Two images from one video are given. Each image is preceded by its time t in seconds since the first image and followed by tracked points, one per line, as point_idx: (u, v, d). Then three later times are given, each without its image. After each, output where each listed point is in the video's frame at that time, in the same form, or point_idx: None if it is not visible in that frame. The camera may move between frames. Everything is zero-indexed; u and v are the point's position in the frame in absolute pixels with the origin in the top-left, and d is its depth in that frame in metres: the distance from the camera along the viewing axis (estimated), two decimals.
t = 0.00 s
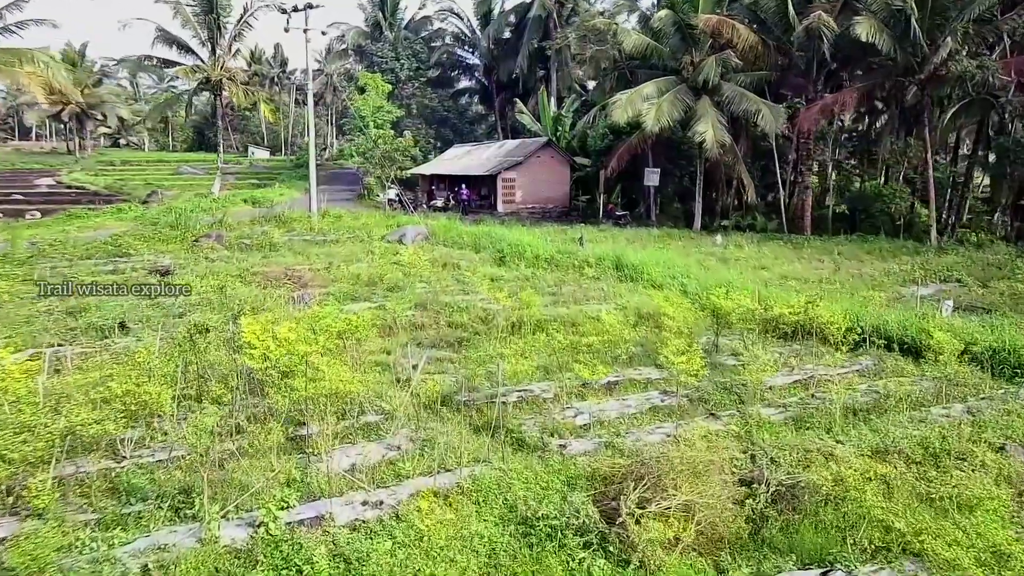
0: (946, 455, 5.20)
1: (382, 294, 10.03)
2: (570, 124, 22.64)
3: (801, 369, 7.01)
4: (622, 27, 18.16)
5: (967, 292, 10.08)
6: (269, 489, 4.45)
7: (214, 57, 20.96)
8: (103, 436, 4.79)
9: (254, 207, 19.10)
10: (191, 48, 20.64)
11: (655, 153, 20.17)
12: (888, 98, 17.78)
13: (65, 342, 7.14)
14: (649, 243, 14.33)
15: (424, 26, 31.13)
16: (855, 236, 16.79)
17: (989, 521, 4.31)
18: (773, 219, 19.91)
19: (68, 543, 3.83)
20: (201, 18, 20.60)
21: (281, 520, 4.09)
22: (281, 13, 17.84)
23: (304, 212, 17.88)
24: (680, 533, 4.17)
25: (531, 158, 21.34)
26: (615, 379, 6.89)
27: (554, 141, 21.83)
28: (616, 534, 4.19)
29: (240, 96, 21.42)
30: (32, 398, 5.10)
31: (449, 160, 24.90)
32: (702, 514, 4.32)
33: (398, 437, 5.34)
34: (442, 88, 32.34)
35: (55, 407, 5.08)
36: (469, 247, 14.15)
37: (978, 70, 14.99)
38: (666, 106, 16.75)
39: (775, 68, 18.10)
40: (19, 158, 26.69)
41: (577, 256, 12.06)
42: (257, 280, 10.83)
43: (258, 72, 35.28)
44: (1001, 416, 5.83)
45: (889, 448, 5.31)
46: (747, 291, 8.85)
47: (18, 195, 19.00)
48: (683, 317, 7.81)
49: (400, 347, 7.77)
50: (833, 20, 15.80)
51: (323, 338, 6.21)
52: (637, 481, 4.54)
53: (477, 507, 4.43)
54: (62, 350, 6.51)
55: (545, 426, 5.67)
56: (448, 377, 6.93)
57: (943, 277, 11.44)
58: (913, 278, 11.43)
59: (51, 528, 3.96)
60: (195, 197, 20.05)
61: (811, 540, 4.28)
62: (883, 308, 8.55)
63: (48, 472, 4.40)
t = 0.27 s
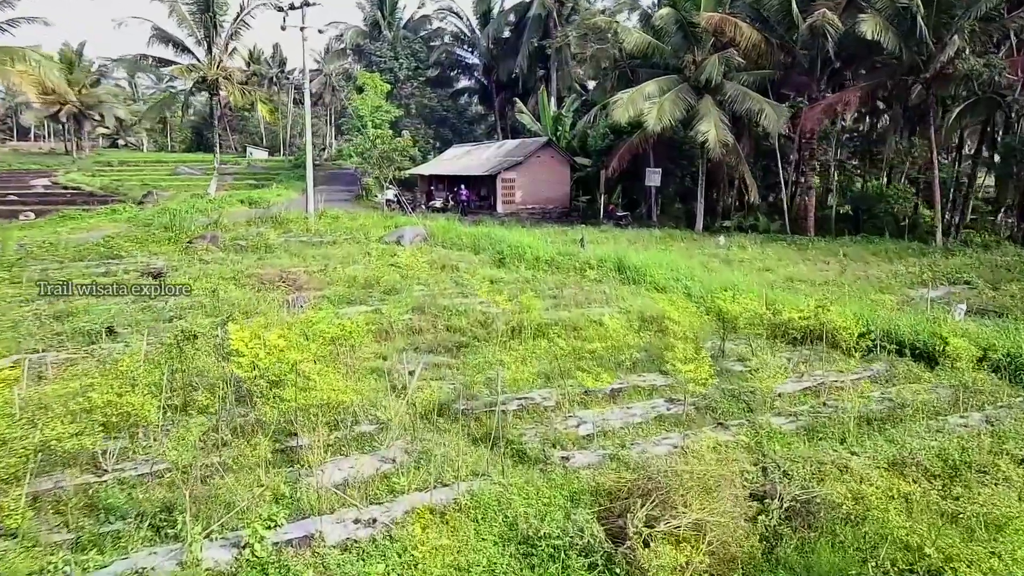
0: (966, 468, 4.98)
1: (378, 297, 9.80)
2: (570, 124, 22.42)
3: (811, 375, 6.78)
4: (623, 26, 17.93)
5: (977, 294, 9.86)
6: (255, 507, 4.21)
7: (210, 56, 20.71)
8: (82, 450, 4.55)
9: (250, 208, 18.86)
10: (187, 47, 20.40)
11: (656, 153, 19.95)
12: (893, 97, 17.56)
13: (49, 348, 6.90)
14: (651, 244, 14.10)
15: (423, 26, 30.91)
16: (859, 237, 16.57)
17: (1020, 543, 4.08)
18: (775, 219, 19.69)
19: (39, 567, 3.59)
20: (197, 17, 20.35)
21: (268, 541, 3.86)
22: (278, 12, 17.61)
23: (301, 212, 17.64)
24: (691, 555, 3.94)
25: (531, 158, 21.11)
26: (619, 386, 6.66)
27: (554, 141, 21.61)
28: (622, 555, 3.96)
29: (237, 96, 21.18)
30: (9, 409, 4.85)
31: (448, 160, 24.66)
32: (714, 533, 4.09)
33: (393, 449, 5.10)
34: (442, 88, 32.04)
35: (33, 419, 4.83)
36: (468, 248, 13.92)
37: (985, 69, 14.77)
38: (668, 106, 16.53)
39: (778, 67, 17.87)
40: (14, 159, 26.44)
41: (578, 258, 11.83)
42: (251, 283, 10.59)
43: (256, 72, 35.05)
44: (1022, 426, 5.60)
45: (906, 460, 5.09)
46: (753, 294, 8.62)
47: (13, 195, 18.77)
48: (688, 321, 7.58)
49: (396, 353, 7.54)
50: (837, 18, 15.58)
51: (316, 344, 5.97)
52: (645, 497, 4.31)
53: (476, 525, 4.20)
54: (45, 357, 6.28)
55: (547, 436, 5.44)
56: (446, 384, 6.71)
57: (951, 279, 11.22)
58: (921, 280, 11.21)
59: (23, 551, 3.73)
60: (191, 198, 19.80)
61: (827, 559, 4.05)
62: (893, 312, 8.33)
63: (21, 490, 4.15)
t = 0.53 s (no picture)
0: (989, 480, 4.77)
1: (375, 300, 9.58)
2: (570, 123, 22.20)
3: (822, 381, 6.56)
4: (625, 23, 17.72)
5: (988, 296, 9.65)
6: (242, 523, 3.97)
7: (207, 54, 20.48)
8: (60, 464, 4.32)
9: (247, 208, 18.63)
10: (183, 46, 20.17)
11: (658, 153, 19.74)
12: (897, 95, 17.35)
13: (34, 354, 6.67)
14: (653, 244, 13.88)
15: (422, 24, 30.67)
16: (864, 238, 16.34)
17: None
18: (778, 220, 19.47)
19: None
20: (193, 15, 20.12)
21: (254, 562, 3.63)
22: (275, 10, 17.38)
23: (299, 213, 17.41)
24: None
25: (531, 158, 20.89)
26: (624, 393, 6.44)
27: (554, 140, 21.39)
28: None
29: (234, 95, 20.97)
30: None
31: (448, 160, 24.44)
32: (728, 552, 3.86)
33: (389, 461, 4.87)
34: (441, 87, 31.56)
35: (11, 431, 4.61)
36: (467, 249, 13.69)
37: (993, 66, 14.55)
38: (670, 104, 16.31)
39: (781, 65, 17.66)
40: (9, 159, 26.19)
41: (580, 259, 11.62)
42: (245, 285, 10.37)
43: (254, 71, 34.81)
44: None
45: (926, 471, 4.87)
46: (760, 296, 8.40)
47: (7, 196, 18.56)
48: (694, 325, 7.36)
49: (393, 357, 7.32)
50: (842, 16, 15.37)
51: (308, 350, 5.74)
52: (655, 514, 4.08)
53: (476, 543, 3.96)
54: (29, 363, 6.06)
55: (550, 446, 5.22)
56: (445, 390, 6.49)
57: (960, 280, 11.01)
58: (929, 281, 11.00)
59: None
60: (187, 198, 19.57)
61: None
62: (904, 315, 8.12)
63: None
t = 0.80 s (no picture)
0: (1010, 492, 4.56)
1: (372, 302, 9.37)
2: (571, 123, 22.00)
3: (834, 387, 6.33)
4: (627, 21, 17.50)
5: (1000, 298, 9.44)
6: (229, 542, 3.74)
7: (203, 53, 20.26)
8: (35, 475, 4.11)
9: (244, 208, 18.44)
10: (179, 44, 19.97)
11: (660, 152, 19.52)
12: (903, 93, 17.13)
13: (18, 359, 6.46)
14: (656, 245, 13.66)
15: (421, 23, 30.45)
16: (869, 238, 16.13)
17: None
18: (781, 220, 19.25)
19: None
20: (190, 13, 19.92)
21: None
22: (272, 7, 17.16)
23: (296, 213, 17.16)
24: None
25: (531, 157, 20.68)
26: (628, 399, 6.22)
27: (555, 139, 21.18)
28: None
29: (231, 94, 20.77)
30: None
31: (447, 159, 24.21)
32: (743, 573, 3.64)
33: (383, 473, 4.65)
34: (440, 87, 31.37)
35: None
36: (467, 250, 13.48)
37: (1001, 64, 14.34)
38: (673, 103, 16.09)
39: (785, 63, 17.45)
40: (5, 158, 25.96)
41: (582, 260, 11.41)
42: (240, 287, 10.17)
43: (253, 71, 34.61)
44: None
45: (945, 483, 4.66)
46: (767, 299, 8.19)
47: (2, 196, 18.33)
48: (700, 328, 7.16)
49: (390, 361, 7.12)
50: (848, 13, 15.16)
51: (302, 356, 5.52)
52: (664, 532, 3.86)
53: (475, 562, 3.73)
54: (13, 370, 5.86)
55: (554, 457, 4.99)
56: (444, 396, 6.28)
57: (970, 281, 10.80)
58: (939, 282, 10.79)
59: None
60: (184, 198, 19.34)
61: None
62: (915, 318, 7.91)
63: None
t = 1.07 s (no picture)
0: None
1: (370, 304, 9.15)
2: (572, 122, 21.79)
3: (846, 394, 6.12)
4: (628, 19, 17.29)
5: (1012, 302, 9.23)
6: (213, 562, 3.52)
7: (200, 51, 20.04)
8: (10, 490, 3.90)
9: (241, 208, 18.22)
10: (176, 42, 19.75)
11: (662, 152, 19.31)
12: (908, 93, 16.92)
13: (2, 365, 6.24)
14: (658, 246, 13.45)
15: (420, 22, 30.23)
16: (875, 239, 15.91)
17: None
18: (784, 220, 19.05)
19: None
20: (187, 11, 19.70)
21: None
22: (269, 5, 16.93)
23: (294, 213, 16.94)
24: None
25: (531, 157, 20.47)
26: (633, 406, 6.01)
27: (555, 139, 20.97)
28: None
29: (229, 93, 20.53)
30: None
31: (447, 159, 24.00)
32: None
33: (377, 486, 4.43)
34: (439, 86, 31.15)
35: None
36: (467, 250, 13.26)
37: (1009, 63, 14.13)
38: (675, 102, 15.88)
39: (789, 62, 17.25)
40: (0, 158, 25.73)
41: (584, 262, 11.20)
42: (234, 289, 9.95)
43: (252, 70, 34.40)
44: None
45: (966, 496, 4.44)
46: (774, 302, 7.98)
47: None
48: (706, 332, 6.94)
49: (387, 367, 6.90)
50: (853, 10, 14.95)
51: (293, 363, 5.30)
52: (675, 552, 3.65)
53: None
54: None
55: (556, 468, 4.78)
56: (442, 404, 6.07)
57: (979, 284, 10.59)
58: (948, 284, 10.58)
59: None
60: (180, 198, 19.12)
61: None
62: (927, 321, 7.70)
63: None
